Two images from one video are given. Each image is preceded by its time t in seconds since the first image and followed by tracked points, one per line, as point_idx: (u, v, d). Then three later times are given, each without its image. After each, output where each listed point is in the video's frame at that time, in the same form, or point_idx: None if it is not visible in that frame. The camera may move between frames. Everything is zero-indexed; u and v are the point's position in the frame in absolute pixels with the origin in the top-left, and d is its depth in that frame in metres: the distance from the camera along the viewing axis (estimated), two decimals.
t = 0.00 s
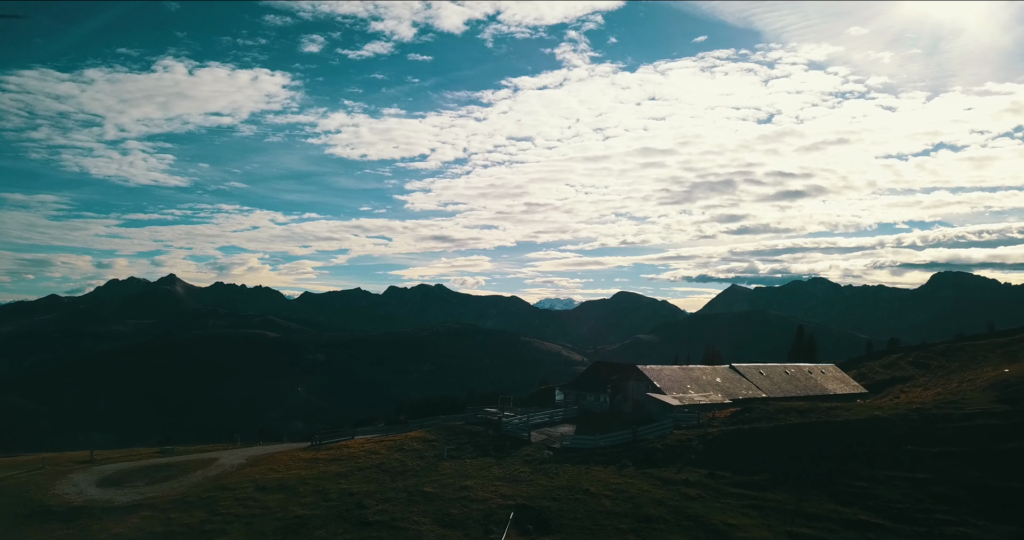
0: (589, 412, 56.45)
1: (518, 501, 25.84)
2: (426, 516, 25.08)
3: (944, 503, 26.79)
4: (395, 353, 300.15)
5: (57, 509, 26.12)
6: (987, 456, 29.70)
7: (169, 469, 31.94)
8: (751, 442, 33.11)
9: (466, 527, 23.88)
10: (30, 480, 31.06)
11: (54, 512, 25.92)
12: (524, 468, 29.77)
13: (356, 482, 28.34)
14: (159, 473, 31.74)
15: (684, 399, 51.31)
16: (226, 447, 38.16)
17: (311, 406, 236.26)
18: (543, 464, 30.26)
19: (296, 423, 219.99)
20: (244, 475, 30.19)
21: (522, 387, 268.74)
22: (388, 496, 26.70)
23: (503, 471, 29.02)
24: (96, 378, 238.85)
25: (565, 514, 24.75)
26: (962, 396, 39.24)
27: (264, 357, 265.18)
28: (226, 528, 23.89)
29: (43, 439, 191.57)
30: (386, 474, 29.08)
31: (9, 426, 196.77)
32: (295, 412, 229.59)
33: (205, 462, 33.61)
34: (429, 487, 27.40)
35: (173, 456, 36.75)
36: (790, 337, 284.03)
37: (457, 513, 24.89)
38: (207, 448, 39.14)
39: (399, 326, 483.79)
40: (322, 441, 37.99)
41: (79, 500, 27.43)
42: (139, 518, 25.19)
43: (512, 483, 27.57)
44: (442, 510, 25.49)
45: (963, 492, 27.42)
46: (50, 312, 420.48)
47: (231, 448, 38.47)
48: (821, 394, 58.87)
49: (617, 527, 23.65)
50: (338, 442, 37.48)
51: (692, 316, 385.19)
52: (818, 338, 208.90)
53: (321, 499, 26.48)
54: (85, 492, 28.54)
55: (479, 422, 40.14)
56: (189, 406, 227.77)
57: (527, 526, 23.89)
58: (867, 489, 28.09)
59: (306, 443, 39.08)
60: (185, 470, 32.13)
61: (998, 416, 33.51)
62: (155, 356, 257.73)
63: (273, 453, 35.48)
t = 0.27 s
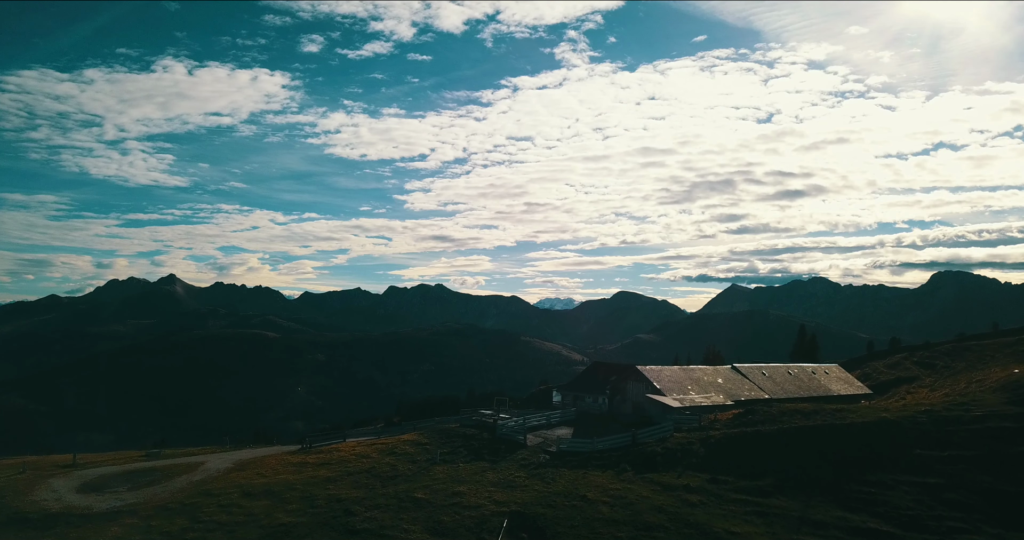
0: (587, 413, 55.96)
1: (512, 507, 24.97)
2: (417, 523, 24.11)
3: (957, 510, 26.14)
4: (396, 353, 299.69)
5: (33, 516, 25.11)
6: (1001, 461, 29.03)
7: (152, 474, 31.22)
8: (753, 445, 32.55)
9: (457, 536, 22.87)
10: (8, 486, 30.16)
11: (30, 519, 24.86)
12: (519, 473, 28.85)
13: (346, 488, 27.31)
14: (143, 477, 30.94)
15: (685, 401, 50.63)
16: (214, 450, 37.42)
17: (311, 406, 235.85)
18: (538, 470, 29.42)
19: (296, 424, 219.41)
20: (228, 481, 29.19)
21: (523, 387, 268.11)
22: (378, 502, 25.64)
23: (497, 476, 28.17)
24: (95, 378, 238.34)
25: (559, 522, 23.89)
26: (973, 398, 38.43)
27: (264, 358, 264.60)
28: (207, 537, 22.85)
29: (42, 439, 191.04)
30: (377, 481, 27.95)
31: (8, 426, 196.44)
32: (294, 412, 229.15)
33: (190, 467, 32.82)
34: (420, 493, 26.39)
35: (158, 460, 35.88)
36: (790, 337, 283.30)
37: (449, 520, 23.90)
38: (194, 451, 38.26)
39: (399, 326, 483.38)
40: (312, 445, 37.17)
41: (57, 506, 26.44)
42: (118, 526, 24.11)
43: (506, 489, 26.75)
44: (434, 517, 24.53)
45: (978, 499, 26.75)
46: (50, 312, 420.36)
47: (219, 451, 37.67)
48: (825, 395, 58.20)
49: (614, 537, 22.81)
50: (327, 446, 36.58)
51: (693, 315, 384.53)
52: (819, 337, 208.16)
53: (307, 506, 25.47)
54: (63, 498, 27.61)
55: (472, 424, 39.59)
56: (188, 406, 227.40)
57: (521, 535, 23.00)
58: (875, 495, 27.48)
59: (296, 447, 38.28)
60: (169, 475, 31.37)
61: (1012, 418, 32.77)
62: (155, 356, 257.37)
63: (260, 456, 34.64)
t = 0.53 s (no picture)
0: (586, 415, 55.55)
1: (508, 513, 24.28)
2: (408, 530, 23.26)
3: (968, 516, 25.75)
4: (396, 353, 299.45)
5: (10, 523, 24.34)
6: (1013, 465, 28.64)
7: (136, 479, 30.61)
8: (756, 449, 32.19)
9: None
10: None
11: (7, 526, 24.09)
12: (514, 478, 28.19)
13: (335, 492, 26.36)
14: (129, 482, 30.51)
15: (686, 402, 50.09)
16: (202, 454, 36.67)
17: (311, 406, 235.60)
18: (535, 474, 29.02)
19: (296, 424, 219.12)
20: (216, 485, 28.56)
21: (523, 387, 267.63)
22: (368, 507, 24.75)
23: (492, 480, 27.58)
24: (95, 378, 237.90)
25: (556, 530, 23.28)
26: (982, 400, 37.87)
27: (263, 357, 264.27)
28: None
29: (42, 440, 190.71)
30: (367, 484, 26.89)
31: (8, 426, 196.13)
32: (294, 412, 228.83)
33: (176, 472, 32.13)
34: (411, 497, 25.50)
35: (146, 463, 35.04)
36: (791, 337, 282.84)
37: (441, 527, 23.08)
38: (183, 454, 37.65)
39: (399, 326, 483.08)
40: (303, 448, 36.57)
41: (36, 512, 25.74)
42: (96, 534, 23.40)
43: (502, 495, 26.14)
44: (426, 523, 23.67)
45: (990, 504, 26.39)
46: (50, 312, 419.99)
47: (209, 454, 37.13)
48: (829, 395, 57.77)
49: None
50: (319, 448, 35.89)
51: (693, 315, 384.24)
52: (820, 337, 208.00)
53: (295, 512, 24.60)
54: (43, 504, 26.97)
55: (468, 426, 39.08)
56: (188, 407, 227.02)
57: None
58: (884, 501, 27.08)
59: (287, 450, 37.59)
60: (154, 480, 30.73)
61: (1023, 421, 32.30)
62: (155, 357, 257.11)
63: (250, 460, 33.85)
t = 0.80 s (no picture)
0: (585, 416, 56.19)
1: (502, 520, 23.84)
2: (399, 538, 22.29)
3: (983, 524, 24.09)
4: (396, 352, 299.99)
5: None
6: None
7: (117, 484, 28.10)
8: (759, 451, 31.78)
9: None
10: None
11: None
12: (510, 484, 28.62)
13: (323, 499, 25.39)
14: (106, 487, 27.89)
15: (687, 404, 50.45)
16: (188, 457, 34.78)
17: (312, 406, 235.95)
18: (531, 479, 29.56)
19: (296, 424, 219.37)
20: (200, 491, 26.96)
21: (523, 387, 267.94)
22: (357, 515, 23.81)
23: (486, 487, 27.81)
24: (96, 379, 238.17)
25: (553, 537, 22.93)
26: (995, 400, 35.88)
27: (264, 358, 264.62)
28: None
29: (43, 440, 190.99)
30: (359, 489, 26.44)
31: (8, 426, 196.29)
32: (295, 412, 229.16)
33: (161, 475, 29.87)
34: (402, 505, 24.72)
35: (130, 466, 32.93)
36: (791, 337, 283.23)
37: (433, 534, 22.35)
38: (166, 458, 35.85)
39: (399, 327, 483.59)
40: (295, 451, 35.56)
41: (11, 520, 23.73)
42: None
43: (497, 501, 26.13)
44: (417, 531, 22.84)
45: (1003, 510, 24.77)
46: (51, 312, 420.82)
47: (195, 457, 35.49)
48: (833, 397, 58.01)
49: None
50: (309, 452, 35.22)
51: (693, 314, 384.70)
52: (820, 336, 208.55)
53: (281, 519, 23.38)
54: (17, 511, 24.81)
55: (463, 429, 39.63)
56: (188, 407, 227.20)
57: None
58: (894, 507, 25.54)
59: (278, 453, 36.71)
60: (137, 485, 28.28)
61: None
62: (155, 357, 257.49)
63: (238, 464, 32.15)
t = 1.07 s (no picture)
0: (585, 417, 55.41)
1: (496, 527, 23.00)
2: None
3: (997, 530, 23.30)
4: (396, 352, 299.34)
5: None
6: None
7: (103, 488, 27.27)
8: (764, 452, 31.01)
9: None
10: None
11: None
12: (505, 488, 27.84)
13: (312, 504, 24.58)
14: (91, 492, 26.98)
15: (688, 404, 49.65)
16: (178, 460, 33.87)
17: (311, 406, 235.32)
18: (526, 483, 28.76)
19: (296, 424, 218.30)
20: (186, 495, 26.05)
21: (523, 387, 266.97)
22: (346, 522, 22.93)
23: (481, 492, 26.94)
24: (95, 379, 237.10)
25: None
26: (1006, 402, 35.11)
27: (263, 358, 263.74)
28: None
29: (42, 440, 190.21)
30: (349, 493, 25.71)
31: (7, 426, 195.52)
32: (294, 412, 228.60)
33: (148, 479, 28.96)
34: (394, 510, 23.91)
35: (116, 470, 31.96)
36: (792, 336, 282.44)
37: None
38: (155, 461, 34.86)
39: (399, 327, 482.68)
40: (286, 454, 34.60)
41: None
42: None
43: (492, 507, 25.24)
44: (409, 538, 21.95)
45: (1018, 515, 23.93)
46: (50, 313, 419.90)
47: (184, 461, 34.52)
48: (837, 398, 57.25)
49: None
50: (300, 455, 34.37)
51: (693, 314, 383.87)
52: (822, 336, 207.87)
53: (268, 526, 22.49)
54: None
55: (459, 431, 38.76)
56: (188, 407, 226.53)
57: None
58: (905, 512, 24.73)
59: (269, 455, 35.84)
60: (123, 488, 27.51)
61: None
62: (155, 357, 256.89)
63: (228, 467, 31.29)
